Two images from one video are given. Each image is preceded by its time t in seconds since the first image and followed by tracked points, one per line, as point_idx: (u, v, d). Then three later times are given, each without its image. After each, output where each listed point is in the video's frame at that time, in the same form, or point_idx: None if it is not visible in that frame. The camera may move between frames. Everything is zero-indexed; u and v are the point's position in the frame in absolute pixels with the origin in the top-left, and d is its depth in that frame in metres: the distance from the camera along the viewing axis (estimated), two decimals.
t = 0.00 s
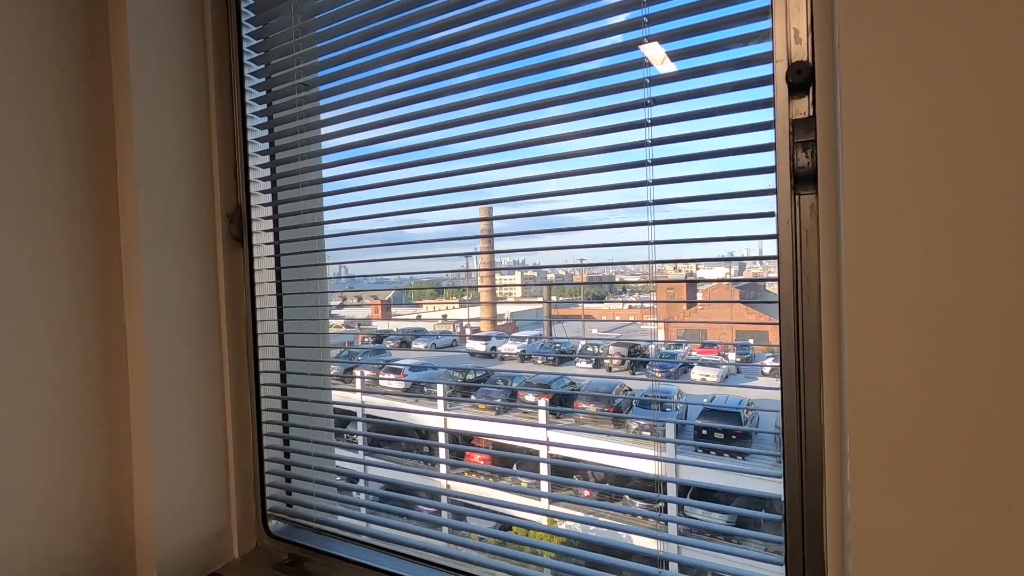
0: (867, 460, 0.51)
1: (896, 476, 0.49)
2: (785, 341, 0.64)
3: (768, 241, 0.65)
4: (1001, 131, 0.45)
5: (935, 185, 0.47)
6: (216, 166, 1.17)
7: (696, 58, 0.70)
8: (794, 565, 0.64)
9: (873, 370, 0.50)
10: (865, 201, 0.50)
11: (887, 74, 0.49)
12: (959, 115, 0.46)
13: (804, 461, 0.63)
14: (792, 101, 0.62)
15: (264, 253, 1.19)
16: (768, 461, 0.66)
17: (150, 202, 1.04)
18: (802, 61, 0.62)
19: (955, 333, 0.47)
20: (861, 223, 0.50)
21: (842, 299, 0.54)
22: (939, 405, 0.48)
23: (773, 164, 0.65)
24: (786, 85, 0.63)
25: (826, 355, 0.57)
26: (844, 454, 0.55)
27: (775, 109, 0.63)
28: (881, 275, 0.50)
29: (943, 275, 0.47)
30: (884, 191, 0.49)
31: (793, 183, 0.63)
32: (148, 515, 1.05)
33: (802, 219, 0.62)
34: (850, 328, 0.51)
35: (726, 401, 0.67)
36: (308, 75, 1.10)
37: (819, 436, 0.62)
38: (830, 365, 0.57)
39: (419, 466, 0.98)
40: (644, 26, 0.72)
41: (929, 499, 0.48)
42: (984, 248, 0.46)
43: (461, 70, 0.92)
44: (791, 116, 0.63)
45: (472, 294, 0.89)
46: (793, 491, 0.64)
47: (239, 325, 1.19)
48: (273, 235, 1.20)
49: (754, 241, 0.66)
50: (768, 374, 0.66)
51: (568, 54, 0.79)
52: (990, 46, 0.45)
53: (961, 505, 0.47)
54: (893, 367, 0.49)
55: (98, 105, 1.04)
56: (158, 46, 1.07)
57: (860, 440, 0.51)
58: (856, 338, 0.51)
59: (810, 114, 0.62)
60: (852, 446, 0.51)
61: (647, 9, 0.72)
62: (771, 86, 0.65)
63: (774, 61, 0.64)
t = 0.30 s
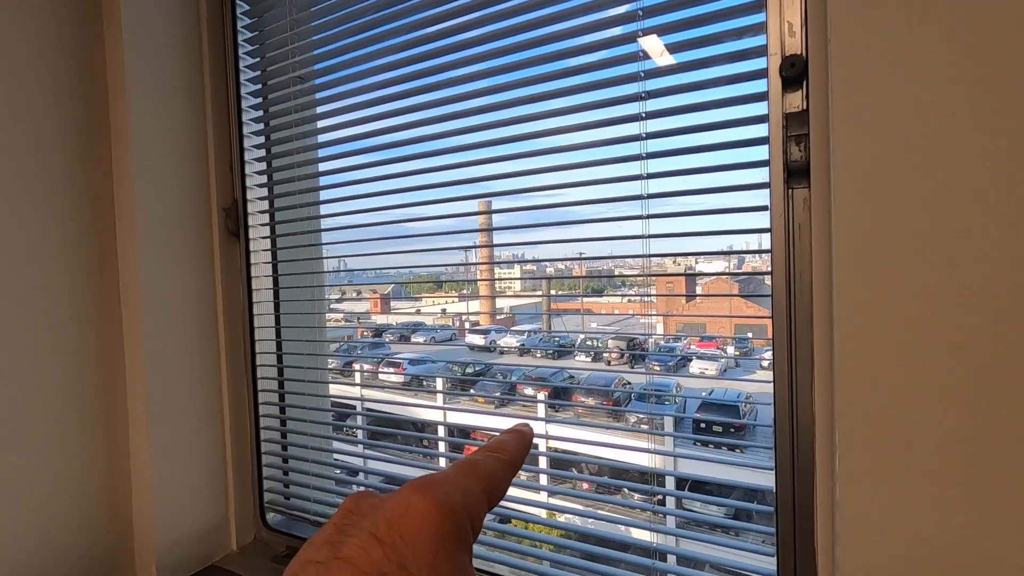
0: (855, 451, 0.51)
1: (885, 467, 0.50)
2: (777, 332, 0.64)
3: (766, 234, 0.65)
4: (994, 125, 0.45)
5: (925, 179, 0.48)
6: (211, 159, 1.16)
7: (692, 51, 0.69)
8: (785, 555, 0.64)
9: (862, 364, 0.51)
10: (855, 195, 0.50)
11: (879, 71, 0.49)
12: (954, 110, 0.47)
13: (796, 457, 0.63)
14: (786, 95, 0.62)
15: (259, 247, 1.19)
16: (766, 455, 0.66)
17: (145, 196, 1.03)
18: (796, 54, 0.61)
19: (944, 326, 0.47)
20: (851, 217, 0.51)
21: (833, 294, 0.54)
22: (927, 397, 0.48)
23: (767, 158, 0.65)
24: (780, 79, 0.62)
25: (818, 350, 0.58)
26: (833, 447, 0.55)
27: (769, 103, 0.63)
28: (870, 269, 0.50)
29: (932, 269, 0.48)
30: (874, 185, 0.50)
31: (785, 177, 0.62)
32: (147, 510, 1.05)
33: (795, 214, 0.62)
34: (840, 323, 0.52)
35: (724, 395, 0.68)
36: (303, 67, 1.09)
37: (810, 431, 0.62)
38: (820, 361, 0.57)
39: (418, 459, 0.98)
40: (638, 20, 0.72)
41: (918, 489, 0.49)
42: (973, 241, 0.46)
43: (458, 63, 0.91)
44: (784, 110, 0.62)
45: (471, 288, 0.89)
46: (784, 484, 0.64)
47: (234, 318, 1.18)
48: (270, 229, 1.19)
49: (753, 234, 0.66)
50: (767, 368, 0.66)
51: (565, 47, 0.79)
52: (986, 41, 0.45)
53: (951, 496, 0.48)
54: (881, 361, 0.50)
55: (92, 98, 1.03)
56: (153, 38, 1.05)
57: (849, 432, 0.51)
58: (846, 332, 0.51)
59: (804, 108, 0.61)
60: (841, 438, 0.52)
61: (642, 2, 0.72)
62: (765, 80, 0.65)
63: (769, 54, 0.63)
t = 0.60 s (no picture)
0: (852, 439, 0.52)
1: (881, 454, 0.50)
2: (773, 321, 0.64)
3: (764, 224, 0.65)
4: (995, 112, 0.45)
5: (925, 166, 0.47)
6: (207, 148, 1.15)
7: (691, 38, 0.69)
8: (780, 540, 0.65)
9: (858, 352, 0.51)
10: (854, 183, 0.50)
11: (880, 56, 0.49)
12: (956, 98, 0.46)
13: (792, 444, 0.64)
14: (785, 82, 0.62)
15: (258, 237, 1.18)
16: (762, 443, 0.67)
17: (140, 186, 1.02)
18: (796, 41, 0.61)
19: (940, 314, 0.47)
20: (850, 205, 0.50)
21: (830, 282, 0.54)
22: (924, 384, 0.48)
23: (765, 146, 0.65)
24: (780, 66, 0.62)
25: (814, 338, 0.58)
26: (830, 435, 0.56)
27: (768, 90, 0.63)
28: (867, 258, 0.50)
29: (930, 257, 0.48)
30: (873, 173, 0.49)
31: (784, 165, 0.62)
32: (147, 497, 1.05)
33: (793, 201, 0.62)
34: (837, 312, 0.52)
35: (722, 383, 0.69)
36: (298, 55, 1.07)
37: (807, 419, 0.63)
38: (817, 349, 0.57)
39: (417, 447, 0.99)
40: (637, 6, 0.71)
41: (914, 476, 0.49)
42: (971, 228, 0.46)
43: (457, 51, 0.90)
44: (783, 97, 0.62)
45: (470, 278, 0.89)
46: (781, 472, 0.65)
47: (231, 308, 1.18)
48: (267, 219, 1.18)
49: (752, 224, 0.66)
50: (765, 358, 0.66)
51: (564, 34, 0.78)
52: (987, 27, 0.45)
53: (946, 482, 0.48)
54: (878, 349, 0.50)
55: (85, 86, 1.01)
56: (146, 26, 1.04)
57: (846, 421, 0.52)
58: (844, 321, 0.51)
59: (803, 95, 0.61)
60: (838, 426, 0.52)
61: None
62: (764, 67, 0.64)
63: (768, 40, 0.63)
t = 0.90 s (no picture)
0: (848, 429, 0.52)
1: (875, 442, 0.51)
2: (771, 311, 0.65)
3: (763, 213, 0.65)
4: (993, 101, 0.45)
5: (923, 155, 0.47)
6: (202, 136, 1.14)
7: (691, 25, 0.68)
8: (776, 525, 0.66)
9: (854, 342, 0.51)
10: (851, 172, 0.50)
11: (881, 43, 0.48)
12: (955, 87, 0.46)
13: (789, 432, 0.64)
14: (784, 70, 0.62)
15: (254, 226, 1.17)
16: (759, 432, 0.68)
17: (135, 176, 1.02)
18: (796, 28, 0.61)
19: (935, 304, 0.48)
20: (848, 195, 0.50)
21: (827, 272, 0.54)
22: (918, 372, 0.49)
23: (764, 135, 0.65)
24: (779, 54, 0.62)
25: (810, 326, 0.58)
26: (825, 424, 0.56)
27: (767, 78, 0.63)
28: (863, 248, 0.50)
29: (925, 247, 0.48)
30: (870, 162, 0.49)
31: (783, 154, 0.62)
32: (147, 485, 1.06)
33: (791, 190, 0.62)
34: (833, 302, 0.52)
35: (720, 373, 0.69)
36: (294, 42, 1.06)
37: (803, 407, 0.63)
38: (814, 338, 0.57)
39: (417, 437, 0.99)
40: None
41: (908, 463, 0.50)
42: (967, 218, 0.46)
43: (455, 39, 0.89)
44: (782, 86, 0.62)
45: (469, 268, 0.89)
46: (776, 459, 0.65)
47: (230, 298, 1.18)
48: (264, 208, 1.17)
49: (751, 212, 0.66)
50: (762, 346, 0.66)
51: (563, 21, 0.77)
52: (988, 15, 0.45)
53: (940, 468, 0.49)
54: (874, 339, 0.50)
55: (78, 73, 1.00)
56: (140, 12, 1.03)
57: (842, 410, 0.52)
58: (841, 310, 0.51)
59: (802, 83, 0.61)
60: (833, 416, 0.52)
61: None
62: (764, 55, 0.64)
63: (768, 28, 0.62)
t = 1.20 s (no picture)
0: (845, 417, 0.52)
1: (872, 430, 0.51)
2: (770, 300, 0.65)
3: (763, 202, 0.65)
4: (994, 89, 0.45)
5: (923, 145, 0.47)
6: (199, 125, 1.13)
7: (691, 11, 0.67)
8: (772, 512, 0.67)
9: (852, 331, 0.51)
10: (850, 162, 0.50)
11: (882, 29, 0.48)
12: (956, 75, 0.46)
13: (786, 420, 0.65)
14: (785, 57, 0.61)
15: (253, 216, 1.17)
16: (757, 420, 0.68)
17: (132, 167, 1.01)
18: (796, 15, 0.60)
19: (933, 293, 0.48)
20: (847, 184, 0.50)
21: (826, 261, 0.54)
22: (916, 361, 0.49)
23: (763, 123, 0.65)
24: (780, 41, 0.61)
25: (808, 315, 0.59)
26: (822, 412, 0.57)
27: (767, 66, 0.62)
28: (860, 236, 0.50)
29: (924, 237, 0.48)
30: (869, 151, 0.49)
31: (782, 143, 0.62)
32: (149, 474, 1.07)
33: (790, 179, 0.62)
34: (832, 291, 0.52)
35: (719, 361, 0.69)
36: (290, 30, 1.04)
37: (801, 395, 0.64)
38: (812, 327, 0.58)
39: (417, 425, 1.00)
40: None
41: (904, 450, 0.50)
42: (966, 206, 0.46)
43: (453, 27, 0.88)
44: (783, 74, 0.62)
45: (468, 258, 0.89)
46: (773, 447, 0.66)
47: (228, 287, 1.18)
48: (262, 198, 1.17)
49: (750, 201, 0.66)
50: (762, 335, 0.66)
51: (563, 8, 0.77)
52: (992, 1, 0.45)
53: (936, 457, 0.49)
54: (872, 328, 0.50)
55: (73, 61, 1.00)
56: None
57: (839, 398, 0.52)
58: (839, 300, 0.52)
59: (803, 71, 0.61)
60: (829, 404, 0.53)
61: None
62: (764, 42, 0.63)
63: (768, 14, 0.62)
